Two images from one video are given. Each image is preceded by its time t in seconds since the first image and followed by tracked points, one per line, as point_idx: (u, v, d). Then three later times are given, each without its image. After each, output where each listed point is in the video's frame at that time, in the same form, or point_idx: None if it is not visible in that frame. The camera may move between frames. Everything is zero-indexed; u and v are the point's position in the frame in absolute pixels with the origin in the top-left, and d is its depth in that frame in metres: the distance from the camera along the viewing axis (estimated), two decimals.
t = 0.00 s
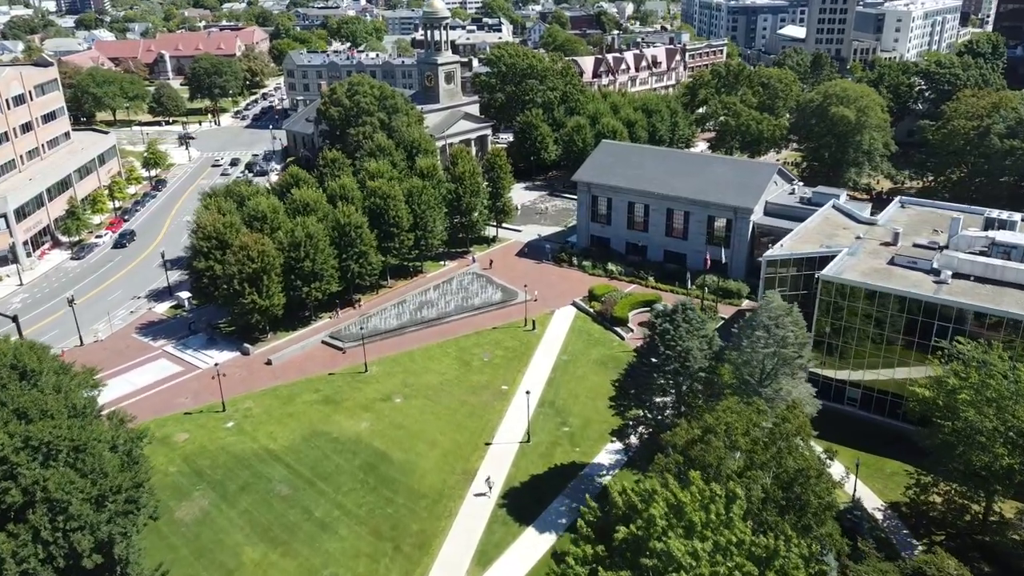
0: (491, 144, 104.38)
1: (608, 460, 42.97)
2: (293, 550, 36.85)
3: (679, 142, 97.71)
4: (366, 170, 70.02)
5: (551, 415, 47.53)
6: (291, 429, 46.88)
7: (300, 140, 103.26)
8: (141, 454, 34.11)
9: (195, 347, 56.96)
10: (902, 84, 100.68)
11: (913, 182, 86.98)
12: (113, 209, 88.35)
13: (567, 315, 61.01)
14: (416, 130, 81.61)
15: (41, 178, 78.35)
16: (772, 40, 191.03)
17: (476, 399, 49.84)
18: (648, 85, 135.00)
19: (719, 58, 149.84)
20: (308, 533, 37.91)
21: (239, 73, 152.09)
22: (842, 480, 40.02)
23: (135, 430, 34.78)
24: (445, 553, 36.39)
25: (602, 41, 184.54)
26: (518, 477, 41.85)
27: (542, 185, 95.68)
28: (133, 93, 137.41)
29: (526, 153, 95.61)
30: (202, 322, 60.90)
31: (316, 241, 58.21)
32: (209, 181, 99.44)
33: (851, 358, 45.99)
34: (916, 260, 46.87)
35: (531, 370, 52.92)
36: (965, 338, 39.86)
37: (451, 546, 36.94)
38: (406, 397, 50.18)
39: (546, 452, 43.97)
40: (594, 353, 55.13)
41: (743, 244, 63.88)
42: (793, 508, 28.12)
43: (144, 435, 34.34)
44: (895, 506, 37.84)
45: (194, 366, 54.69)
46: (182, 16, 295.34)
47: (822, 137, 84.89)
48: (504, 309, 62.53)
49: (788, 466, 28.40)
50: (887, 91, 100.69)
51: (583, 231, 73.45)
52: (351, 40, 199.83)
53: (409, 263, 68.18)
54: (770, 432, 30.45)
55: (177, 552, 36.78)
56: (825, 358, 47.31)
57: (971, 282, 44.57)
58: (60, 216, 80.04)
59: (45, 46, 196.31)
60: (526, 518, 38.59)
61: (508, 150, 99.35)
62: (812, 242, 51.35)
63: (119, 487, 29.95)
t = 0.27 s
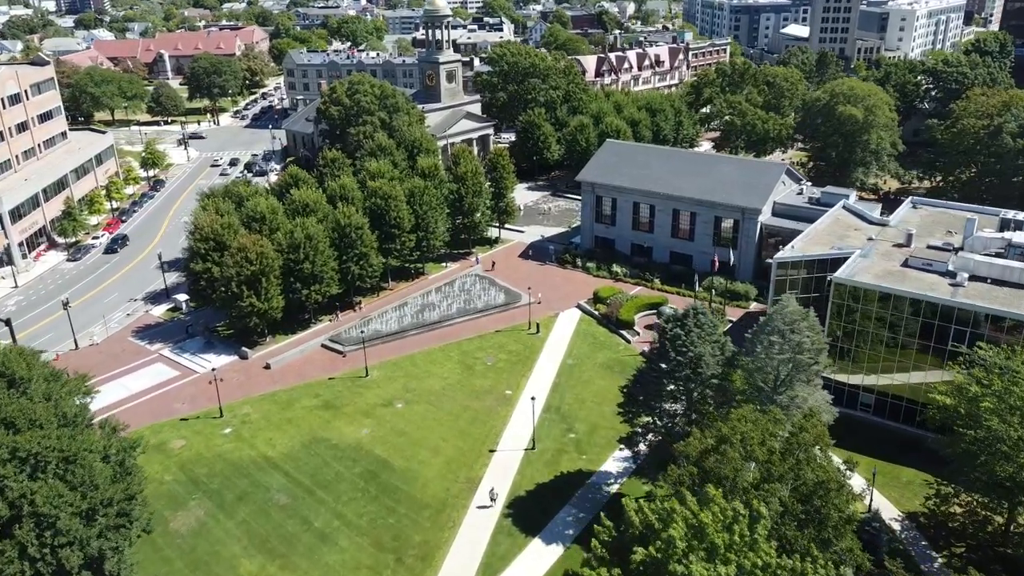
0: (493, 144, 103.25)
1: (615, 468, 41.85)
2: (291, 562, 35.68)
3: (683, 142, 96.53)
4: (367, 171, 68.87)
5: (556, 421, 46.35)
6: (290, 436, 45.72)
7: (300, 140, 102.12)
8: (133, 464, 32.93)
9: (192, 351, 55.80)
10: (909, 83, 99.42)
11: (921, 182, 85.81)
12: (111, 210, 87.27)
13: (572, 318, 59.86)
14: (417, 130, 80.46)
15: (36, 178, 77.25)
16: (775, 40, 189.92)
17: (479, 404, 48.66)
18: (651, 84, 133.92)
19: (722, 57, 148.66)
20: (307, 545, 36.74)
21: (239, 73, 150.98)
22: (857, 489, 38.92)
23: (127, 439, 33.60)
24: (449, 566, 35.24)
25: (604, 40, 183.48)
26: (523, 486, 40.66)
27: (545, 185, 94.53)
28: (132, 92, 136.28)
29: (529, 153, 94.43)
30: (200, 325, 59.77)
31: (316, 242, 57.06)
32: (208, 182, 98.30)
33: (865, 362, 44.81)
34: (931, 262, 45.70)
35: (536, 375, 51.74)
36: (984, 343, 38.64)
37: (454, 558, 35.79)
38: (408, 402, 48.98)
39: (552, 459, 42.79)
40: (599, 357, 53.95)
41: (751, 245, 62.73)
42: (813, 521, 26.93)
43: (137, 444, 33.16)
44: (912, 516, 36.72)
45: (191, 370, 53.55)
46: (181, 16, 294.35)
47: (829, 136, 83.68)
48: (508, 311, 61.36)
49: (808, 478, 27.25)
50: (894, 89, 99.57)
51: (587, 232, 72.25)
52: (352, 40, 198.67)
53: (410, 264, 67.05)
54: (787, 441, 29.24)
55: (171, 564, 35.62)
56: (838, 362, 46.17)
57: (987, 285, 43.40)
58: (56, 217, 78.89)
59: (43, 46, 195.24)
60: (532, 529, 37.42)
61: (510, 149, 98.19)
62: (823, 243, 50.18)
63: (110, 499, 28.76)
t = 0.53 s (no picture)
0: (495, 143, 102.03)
1: (624, 477, 40.68)
2: None
3: (688, 141, 95.24)
4: (368, 171, 67.67)
5: (563, 427, 45.15)
6: (289, 443, 44.53)
7: (300, 140, 100.92)
8: (127, 475, 31.73)
9: (190, 355, 54.61)
10: (916, 82, 98.27)
11: (930, 182, 84.59)
12: (108, 211, 86.11)
13: (577, 321, 58.65)
14: (418, 129, 79.23)
15: (32, 179, 76.07)
16: (778, 39, 188.61)
17: (483, 410, 47.46)
18: (654, 83, 132.72)
19: (726, 56, 147.36)
20: (306, 557, 35.56)
21: (238, 72, 149.74)
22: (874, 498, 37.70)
23: (121, 449, 32.42)
24: None
25: (606, 40, 182.21)
26: (529, 495, 39.45)
27: (548, 185, 93.32)
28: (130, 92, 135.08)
29: (531, 153, 93.21)
30: (198, 328, 58.57)
31: (316, 244, 55.87)
32: (207, 182, 97.15)
33: (880, 367, 43.56)
34: (947, 264, 44.43)
35: (541, 380, 50.52)
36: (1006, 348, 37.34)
37: (459, 571, 34.61)
38: (410, 408, 47.81)
39: (559, 468, 41.59)
40: (606, 361, 52.73)
41: (759, 247, 61.51)
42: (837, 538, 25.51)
43: (130, 455, 31.96)
44: (932, 528, 35.53)
45: (188, 375, 52.35)
46: (180, 16, 293.03)
47: (837, 136, 82.47)
48: (512, 314, 60.15)
49: (830, 492, 25.88)
50: (901, 88, 98.34)
51: (591, 233, 70.99)
52: (352, 39, 197.33)
53: (412, 266, 65.81)
54: (806, 452, 27.92)
55: None
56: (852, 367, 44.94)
57: (1007, 287, 42.15)
58: (53, 218, 77.65)
59: (42, 45, 194.02)
60: (539, 540, 36.23)
61: (513, 149, 96.96)
62: (835, 245, 48.96)
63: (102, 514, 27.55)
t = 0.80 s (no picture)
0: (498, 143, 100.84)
1: (634, 486, 39.47)
2: None
3: (693, 140, 93.99)
4: (369, 171, 66.48)
5: (570, 434, 43.92)
6: (289, 450, 43.31)
7: (300, 140, 99.74)
8: (120, 487, 30.50)
9: (187, 359, 53.42)
10: (923, 80, 97.15)
11: (939, 182, 83.39)
12: (105, 211, 84.94)
13: (583, 324, 57.45)
14: (420, 128, 78.04)
15: (28, 179, 74.88)
16: (781, 38, 187.35)
17: (488, 416, 46.24)
18: (658, 82, 131.55)
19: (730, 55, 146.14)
20: (306, 571, 34.32)
21: (238, 71, 148.55)
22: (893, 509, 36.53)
23: (113, 459, 31.17)
24: None
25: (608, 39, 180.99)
26: (536, 505, 38.23)
27: (551, 185, 92.12)
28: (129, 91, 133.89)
29: (534, 153, 92.02)
30: (196, 332, 57.38)
31: (316, 245, 54.68)
32: (206, 182, 95.98)
33: (897, 372, 42.39)
34: (965, 266, 43.21)
35: (546, 385, 49.33)
36: None
37: None
38: (413, 414, 46.61)
39: (566, 476, 40.37)
40: (612, 365, 51.50)
41: (768, 248, 60.32)
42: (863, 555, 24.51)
43: (123, 465, 30.73)
44: (954, 540, 34.35)
45: (186, 380, 51.17)
46: (180, 15, 291.87)
47: (844, 135, 81.30)
48: (516, 317, 58.97)
49: (856, 507, 24.83)
50: (908, 87, 97.17)
51: (596, 233, 69.74)
52: (352, 38, 196.02)
53: (414, 268, 64.65)
54: (828, 463, 26.83)
55: None
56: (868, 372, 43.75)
57: None
58: (49, 219, 76.44)
59: (41, 45, 192.86)
60: (548, 552, 35.05)
61: (515, 149, 95.76)
62: (848, 247, 47.70)
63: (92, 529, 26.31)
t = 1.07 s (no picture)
0: (500, 143, 99.62)
1: (644, 496, 38.24)
2: None
3: (697, 140, 92.75)
4: (370, 171, 65.25)
5: (577, 441, 42.71)
6: (288, 459, 42.09)
7: (300, 139, 98.52)
8: (112, 500, 29.33)
9: (184, 364, 52.16)
10: (931, 80, 95.97)
11: (948, 182, 82.15)
12: (102, 212, 83.69)
13: (588, 327, 56.24)
14: (421, 127, 76.77)
15: (23, 179, 73.63)
16: (784, 37, 186.12)
17: (493, 423, 45.02)
18: (661, 82, 130.37)
19: (733, 54, 144.89)
20: None
21: (237, 70, 147.33)
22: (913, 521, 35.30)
23: (104, 471, 29.95)
24: None
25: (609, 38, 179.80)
26: (543, 516, 37.01)
27: (554, 186, 90.91)
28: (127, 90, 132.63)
29: (537, 153, 90.77)
30: (193, 335, 56.14)
31: (316, 247, 53.43)
32: (204, 183, 94.76)
33: (914, 378, 41.13)
34: (984, 269, 41.90)
35: (552, 391, 48.09)
36: None
37: None
38: (415, 421, 45.39)
39: (573, 486, 39.16)
40: (619, 370, 50.26)
41: (777, 250, 59.11)
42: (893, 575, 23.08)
43: (115, 478, 29.55)
44: (978, 553, 33.13)
45: (182, 385, 49.91)
46: (179, 14, 290.40)
47: (852, 135, 80.07)
48: (520, 320, 57.73)
49: (884, 524, 23.40)
50: (915, 86, 95.96)
51: (601, 235, 68.45)
52: (352, 37, 194.77)
53: (415, 270, 63.42)
54: (852, 476, 25.46)
55: None
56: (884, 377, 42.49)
57: None
58: (44, 220, 75.19)
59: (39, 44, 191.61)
60: (556, 566, 33.83)
61: (518, 148, 94.53)
62: (862, 249, 46.37)
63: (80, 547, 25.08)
